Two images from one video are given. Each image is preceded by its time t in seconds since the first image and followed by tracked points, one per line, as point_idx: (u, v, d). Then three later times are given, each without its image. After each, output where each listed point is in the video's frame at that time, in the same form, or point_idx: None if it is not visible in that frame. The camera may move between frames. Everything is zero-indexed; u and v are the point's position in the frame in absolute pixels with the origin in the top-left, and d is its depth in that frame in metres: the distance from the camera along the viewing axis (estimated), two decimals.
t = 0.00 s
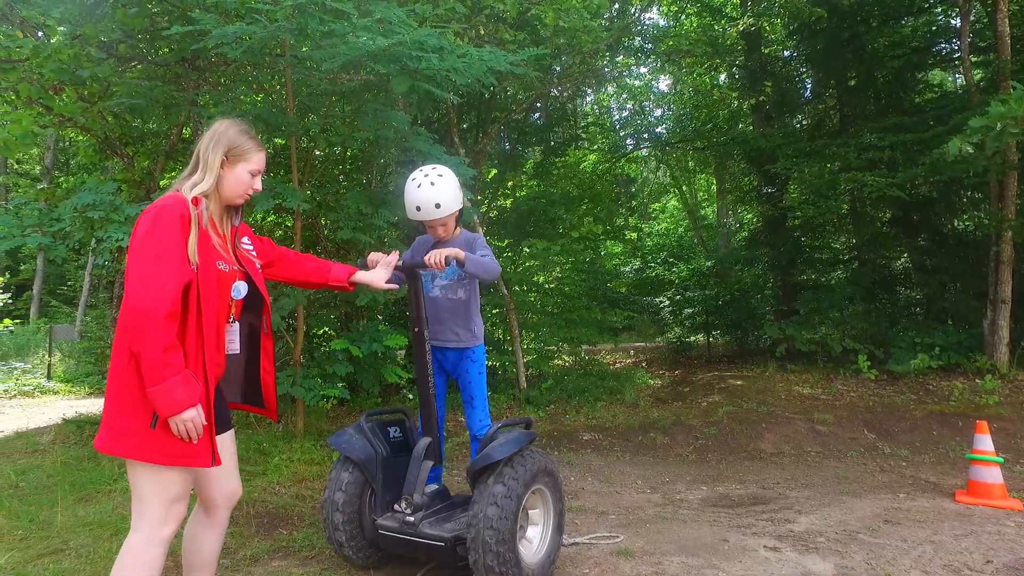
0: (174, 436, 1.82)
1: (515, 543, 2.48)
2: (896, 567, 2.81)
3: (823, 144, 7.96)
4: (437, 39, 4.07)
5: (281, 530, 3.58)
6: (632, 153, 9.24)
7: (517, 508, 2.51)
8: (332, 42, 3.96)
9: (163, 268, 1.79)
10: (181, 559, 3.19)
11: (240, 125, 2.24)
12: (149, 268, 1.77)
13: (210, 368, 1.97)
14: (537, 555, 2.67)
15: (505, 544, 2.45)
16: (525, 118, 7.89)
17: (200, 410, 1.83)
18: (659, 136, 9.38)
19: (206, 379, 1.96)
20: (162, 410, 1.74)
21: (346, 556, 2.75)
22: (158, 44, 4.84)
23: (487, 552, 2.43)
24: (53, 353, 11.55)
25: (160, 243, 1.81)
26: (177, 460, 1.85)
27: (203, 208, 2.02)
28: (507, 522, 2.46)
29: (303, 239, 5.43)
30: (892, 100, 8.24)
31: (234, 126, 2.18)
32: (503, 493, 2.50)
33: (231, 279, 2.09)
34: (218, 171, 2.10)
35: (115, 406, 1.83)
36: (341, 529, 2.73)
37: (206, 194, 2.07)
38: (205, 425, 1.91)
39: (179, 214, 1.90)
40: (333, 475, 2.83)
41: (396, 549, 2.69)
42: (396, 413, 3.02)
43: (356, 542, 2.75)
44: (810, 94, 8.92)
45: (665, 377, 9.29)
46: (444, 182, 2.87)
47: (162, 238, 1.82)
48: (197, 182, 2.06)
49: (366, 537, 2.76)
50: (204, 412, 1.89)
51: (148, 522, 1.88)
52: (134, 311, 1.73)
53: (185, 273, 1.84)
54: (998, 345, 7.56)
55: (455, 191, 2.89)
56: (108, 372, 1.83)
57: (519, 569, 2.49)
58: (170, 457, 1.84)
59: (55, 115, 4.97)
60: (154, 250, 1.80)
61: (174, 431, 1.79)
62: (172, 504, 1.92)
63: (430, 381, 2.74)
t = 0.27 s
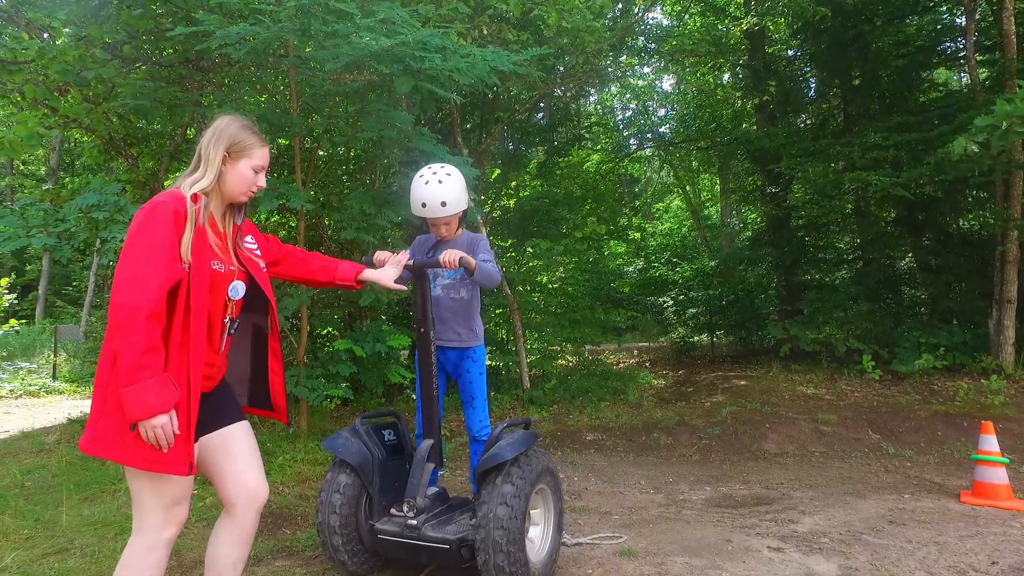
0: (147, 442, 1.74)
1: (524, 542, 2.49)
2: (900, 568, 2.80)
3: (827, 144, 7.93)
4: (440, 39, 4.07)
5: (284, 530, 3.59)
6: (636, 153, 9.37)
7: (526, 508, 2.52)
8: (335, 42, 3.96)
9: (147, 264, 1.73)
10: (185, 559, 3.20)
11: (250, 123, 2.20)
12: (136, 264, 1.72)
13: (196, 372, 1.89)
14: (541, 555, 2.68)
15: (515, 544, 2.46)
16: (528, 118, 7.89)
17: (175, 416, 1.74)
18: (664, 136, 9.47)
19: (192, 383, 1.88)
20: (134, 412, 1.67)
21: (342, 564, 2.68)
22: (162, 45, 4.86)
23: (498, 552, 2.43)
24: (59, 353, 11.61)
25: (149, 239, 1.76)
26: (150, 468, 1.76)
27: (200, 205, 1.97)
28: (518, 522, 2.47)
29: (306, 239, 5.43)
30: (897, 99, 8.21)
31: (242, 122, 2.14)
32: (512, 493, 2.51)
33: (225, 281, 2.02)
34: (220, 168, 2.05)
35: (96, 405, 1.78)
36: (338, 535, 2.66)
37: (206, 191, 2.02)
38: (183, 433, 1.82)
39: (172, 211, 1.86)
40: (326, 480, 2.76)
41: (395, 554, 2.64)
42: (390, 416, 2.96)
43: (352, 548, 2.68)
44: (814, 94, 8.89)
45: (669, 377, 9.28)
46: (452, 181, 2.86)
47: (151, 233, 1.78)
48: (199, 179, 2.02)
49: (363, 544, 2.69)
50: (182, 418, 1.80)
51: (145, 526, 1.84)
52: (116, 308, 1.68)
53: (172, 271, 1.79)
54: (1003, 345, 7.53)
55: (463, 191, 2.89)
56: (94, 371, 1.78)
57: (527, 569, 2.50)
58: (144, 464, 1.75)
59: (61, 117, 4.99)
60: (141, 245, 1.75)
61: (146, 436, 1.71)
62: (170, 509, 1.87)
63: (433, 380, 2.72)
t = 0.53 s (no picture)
0: (164, 446, 1.75)
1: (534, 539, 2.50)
2: (900, 569, 2.80)
3: (829, 144, 7.91)
4: (442, 40, 4.08)
5: (287, 530, 3.60)
6: (638, 154, 9.35)
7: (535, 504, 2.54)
8: (336, 43, 3.96)
9: (154, 269, 1.73)
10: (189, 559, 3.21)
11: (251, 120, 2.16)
12: (141, 270, 1.72)
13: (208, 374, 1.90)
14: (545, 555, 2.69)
15: (525, 541, 2.46)
16: (531, 118, 7.90)
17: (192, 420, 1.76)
18: (666, 136, 9.50)
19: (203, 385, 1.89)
20: (151, 418, 1.67)
21: (343, 570, 2.64)
22: (164, 46, 4.87)
23: (509, 549, 2.44)
24: (63, 354, 11.65)
25: (154, 243, 1.76)
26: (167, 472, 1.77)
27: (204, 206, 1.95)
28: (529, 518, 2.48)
29: (308, 240, 5.44)
30: (900, 99, 8.20)
31: (243, 120, 2.10)
32: (521, 490, 2.52)
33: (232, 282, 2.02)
34: (224, 168, 2.02)
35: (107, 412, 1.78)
36: (338, 545, 2.62)
37: (210, 192, 2.00)
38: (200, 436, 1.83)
39: (175, 213, 1.85)
40: (322, 486, 2.72)
41: (397, 558, 2.62)
42: (383, 418, 2.97)
43: (351, 554, 2.64)
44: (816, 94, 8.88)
45: (672, 377, 9.28)
46: (454, 182, 2.86)
47: (155, 237, 1.77)
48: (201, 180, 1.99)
49: (363, 550, 2.66)
50: (198, 421, 1.81)
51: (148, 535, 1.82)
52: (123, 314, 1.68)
53: (178, 274, 1.78)
54: (1006, 345, 7.52)
55: (464, 192, 2.89)
56: (101, 377, 1.79)
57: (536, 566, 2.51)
58: (160, 469, 1.76)
59: (64, 118, 5.01)
60: (145, 250, 1.75)
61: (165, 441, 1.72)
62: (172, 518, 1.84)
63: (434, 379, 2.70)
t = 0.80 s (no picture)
0: (191, 452, 1.68)
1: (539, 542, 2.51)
2: (901, 570, 2.81)
3: (831, 145, 7.91)
4: (443, 42, 4.10)
5: (288, 531, 3.61)
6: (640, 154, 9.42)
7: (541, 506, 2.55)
8: (338, 46, 3.98)
9: (175, 267, 1.66)
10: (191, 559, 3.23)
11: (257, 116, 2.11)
12: (161, 267, 1.65)
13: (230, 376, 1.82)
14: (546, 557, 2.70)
15: (532, 543, 2.48)
16: (533, 119, 7.92)
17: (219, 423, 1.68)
18: (668, 137, 9.48)
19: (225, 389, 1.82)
20: (179, 423, 1.60)
21: None
22: (167, 49, 4.90)
23: (516, 551, 2.44)
24: (66, 354, 11.68)
25: (172, 241, 1.69)
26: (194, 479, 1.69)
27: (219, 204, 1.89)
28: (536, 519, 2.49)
29: (310, 241, 5.46)
30: (902, 99, 8.19)
31: (250, 116, 2.05)
32: (528, 491, 2.53)
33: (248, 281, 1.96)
34: (235, 165, 1.96)
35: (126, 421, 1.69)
36: (336, 550, 2.57)
37: (222, 189, 1.93)
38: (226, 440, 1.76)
39: (191, 209, 1.78)
40: (317, 491, 2.67)
41: (396, 562, 2.60)
42: (376, 421, 2.96)
43: (349, 561, 2.59)
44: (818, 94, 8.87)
45: (673, 378, 9.29)
46: (451, 181, 2.86)
47: (173, 235, 1.70)
48: (213, 176, 1.93)
49: (360, 556, 2.62)
50: (224, 425, 1.74)
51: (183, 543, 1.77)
52: (145, 313, 1.60)
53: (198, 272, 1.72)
54: (1009, 346, 7.50)
55: (461, 191, 2.89)
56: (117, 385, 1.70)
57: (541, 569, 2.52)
58: (187, 477, 1.69)
59: (67, 120, 5.04)
60: (165, 249, 1.67)
61: (193, 447, 1.65)
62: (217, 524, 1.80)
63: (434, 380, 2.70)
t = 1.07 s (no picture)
0: (217, 453, 1.68)
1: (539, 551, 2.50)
2: (900, 573, 2.80)
3: (832, 145, 7.89)
4: (441, 44, 4.10)
5: (287, 532, 3.61)
6: (641, 154, 9.31)
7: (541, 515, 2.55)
8: (337, 48, 3.97)
9: (194, 269, 1.64)
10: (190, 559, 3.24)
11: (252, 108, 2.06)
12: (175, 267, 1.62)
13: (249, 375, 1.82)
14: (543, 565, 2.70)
15: (533, 553, 2.46)
16: (534, 120, 7.93)
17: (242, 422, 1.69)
18: (670, 137, 9.43)
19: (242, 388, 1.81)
20: (207, 425, 1.60)
21: None
22: (168, 50, 4.91)
23: (518, 561, 2.43)
24: (69, 354, 11.73)
25: (188, 241, 1.66)
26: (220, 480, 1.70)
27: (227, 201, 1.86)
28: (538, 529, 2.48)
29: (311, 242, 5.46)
30: (904, 100, 8.17)
31: (246, 109, 2.00)
32: (528, 500, 2.52)
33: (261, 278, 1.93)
34: (237, 160, 1.91)
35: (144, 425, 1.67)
36: (328, 556, 2.53)
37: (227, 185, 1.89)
38: (249, 438, 1.77)
39: (199, 205, 1.74)
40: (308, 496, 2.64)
41: (389, 570, 2.57)
42: (367, 426, 2.94)
43: (340, 568, 2.55)
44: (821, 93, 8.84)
45: (674, 378, 9.29)
46: (443, 179, 2.81)
47: (188, 235, 1.67)
48: (215, 171, 1.88)
49: (351, 563, 2.58)
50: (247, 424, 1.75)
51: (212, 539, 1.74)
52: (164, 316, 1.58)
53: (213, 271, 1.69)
54: (1011, 347, 7.48)
55: (453, 189, 2.84)
56: (134, 389, 1.67)
57: None
58: (213, 477, 1.69)
59: (69, 122, 5.05)
60: (181, 249, 1.64)
61: (220, 448, 1.65)
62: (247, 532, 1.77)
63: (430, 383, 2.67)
